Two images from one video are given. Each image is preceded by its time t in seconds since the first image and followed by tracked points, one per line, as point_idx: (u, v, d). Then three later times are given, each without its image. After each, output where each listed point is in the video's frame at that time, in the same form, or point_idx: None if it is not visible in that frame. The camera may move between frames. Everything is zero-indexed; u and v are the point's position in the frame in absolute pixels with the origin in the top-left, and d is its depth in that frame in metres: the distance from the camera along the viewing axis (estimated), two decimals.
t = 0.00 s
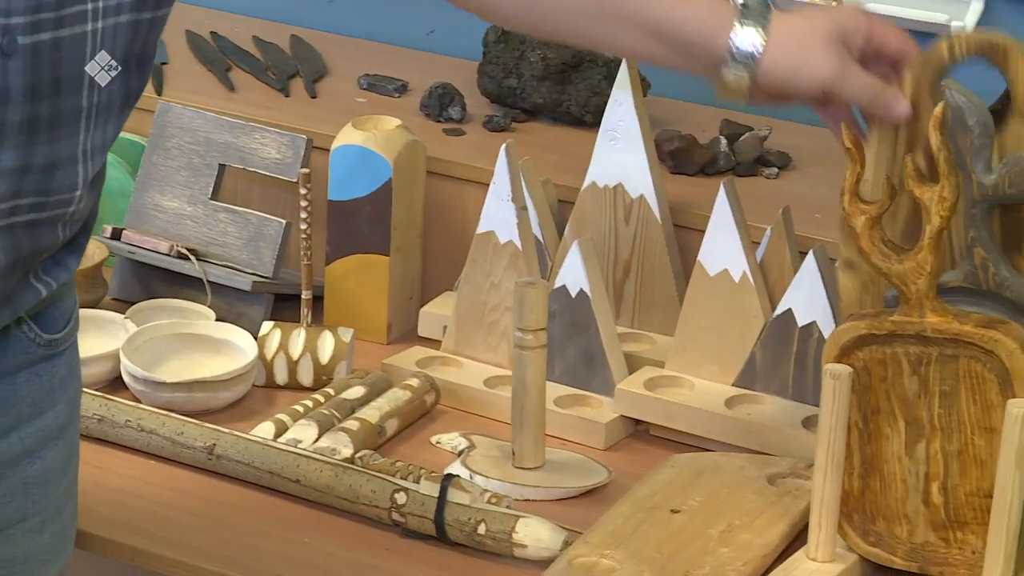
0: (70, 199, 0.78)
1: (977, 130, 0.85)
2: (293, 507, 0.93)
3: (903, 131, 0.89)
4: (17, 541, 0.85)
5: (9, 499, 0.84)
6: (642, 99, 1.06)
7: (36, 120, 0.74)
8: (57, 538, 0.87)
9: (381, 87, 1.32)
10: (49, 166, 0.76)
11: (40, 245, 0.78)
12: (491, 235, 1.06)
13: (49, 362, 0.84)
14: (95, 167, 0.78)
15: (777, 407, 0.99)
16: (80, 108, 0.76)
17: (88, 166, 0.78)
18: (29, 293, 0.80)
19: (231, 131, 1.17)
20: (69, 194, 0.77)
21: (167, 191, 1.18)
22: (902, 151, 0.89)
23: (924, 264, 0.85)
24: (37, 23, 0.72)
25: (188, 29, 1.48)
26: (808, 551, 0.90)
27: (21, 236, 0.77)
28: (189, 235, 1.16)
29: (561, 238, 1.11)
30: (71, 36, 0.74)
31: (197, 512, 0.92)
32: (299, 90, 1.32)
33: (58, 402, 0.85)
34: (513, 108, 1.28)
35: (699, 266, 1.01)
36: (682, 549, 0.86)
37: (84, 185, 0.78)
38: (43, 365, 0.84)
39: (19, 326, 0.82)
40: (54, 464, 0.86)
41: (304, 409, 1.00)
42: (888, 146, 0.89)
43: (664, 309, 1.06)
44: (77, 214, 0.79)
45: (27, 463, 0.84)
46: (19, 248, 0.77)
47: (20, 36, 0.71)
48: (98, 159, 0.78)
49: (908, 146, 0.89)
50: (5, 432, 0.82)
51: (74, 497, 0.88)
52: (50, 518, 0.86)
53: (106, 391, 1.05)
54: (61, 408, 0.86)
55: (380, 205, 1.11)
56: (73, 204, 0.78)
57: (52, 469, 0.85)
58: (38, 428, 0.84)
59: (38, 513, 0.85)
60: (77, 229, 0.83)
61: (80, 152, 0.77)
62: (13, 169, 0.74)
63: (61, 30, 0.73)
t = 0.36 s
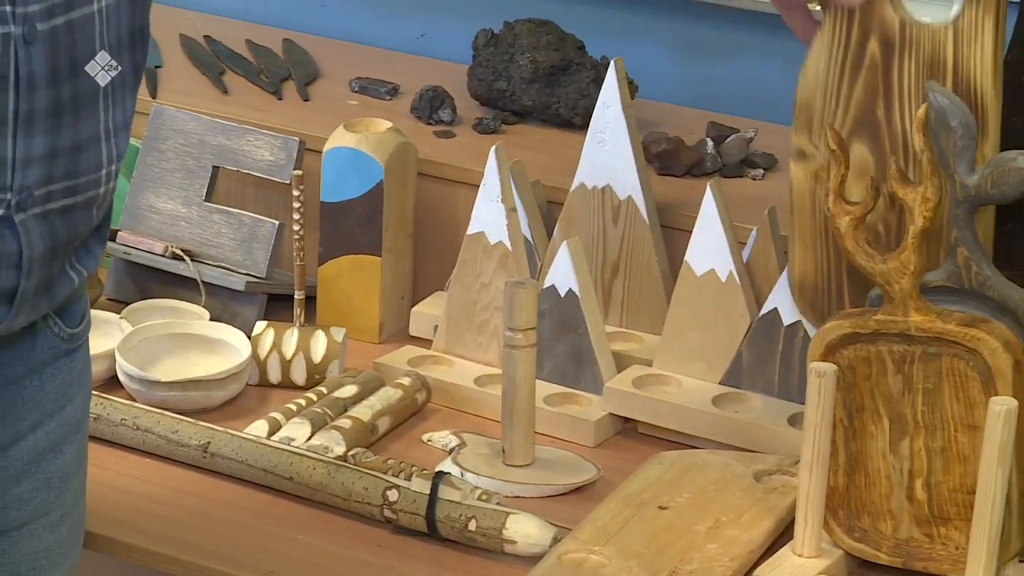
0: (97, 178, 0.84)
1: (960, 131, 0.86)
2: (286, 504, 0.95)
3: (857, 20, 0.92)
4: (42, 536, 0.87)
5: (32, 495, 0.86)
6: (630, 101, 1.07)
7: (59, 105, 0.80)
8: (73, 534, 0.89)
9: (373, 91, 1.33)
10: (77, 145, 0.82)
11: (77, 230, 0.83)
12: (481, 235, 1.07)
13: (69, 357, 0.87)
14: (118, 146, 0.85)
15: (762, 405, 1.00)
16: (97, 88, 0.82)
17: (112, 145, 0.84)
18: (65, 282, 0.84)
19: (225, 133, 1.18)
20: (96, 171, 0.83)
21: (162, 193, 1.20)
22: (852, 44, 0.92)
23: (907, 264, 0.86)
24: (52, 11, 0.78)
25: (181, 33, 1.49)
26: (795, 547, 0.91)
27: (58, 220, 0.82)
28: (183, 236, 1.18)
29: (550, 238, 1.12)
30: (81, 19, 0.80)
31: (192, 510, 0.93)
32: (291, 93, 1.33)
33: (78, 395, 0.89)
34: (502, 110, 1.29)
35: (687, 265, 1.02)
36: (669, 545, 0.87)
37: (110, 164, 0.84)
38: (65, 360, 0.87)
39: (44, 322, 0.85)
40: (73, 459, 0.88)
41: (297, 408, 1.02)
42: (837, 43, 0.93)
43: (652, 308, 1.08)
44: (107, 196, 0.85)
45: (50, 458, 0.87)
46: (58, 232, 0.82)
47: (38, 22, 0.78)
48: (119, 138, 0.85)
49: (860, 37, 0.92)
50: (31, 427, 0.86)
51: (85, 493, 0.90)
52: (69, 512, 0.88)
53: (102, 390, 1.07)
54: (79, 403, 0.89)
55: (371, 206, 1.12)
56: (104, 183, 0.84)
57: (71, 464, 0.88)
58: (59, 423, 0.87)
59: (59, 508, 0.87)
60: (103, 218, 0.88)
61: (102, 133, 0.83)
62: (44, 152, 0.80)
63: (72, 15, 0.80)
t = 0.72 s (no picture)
0: (71, 203, 0.76)
1: (945, 134, 0.87)
2: (283, 501, 0.96)
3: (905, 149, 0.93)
4: (25, 545, 0.84)
5: (15, 506, 0.82)
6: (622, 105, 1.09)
7: (38, 125, 0.73)
8: (66, 543, 0.87)
9: (369, 95, 1.35)
10: (51, 170, 0.74)
11: (42, 249, 0.76)
12: (475, 238, 1.09)
13: (56, 370, 0.82)
14: (98, 173, 0.77)
15: (752, 404, 1.02)
16: (79, 113, 0.75)
17: (90, 173, 0.76)
18: (36, 297, 0.78)
19: (223, 137, 1.20)
20: (70, 197, 0.76)
21: (161, 196, 1.21)
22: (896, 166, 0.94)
23: (894, 265, 0.88)
24: (38, 30, 0.71)
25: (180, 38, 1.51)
26: (784, 543, 0.93)
27: (17, 246, 0.74)
28: (182, 238, 1.19)
29: (543, 240, 1.14)
30: (70, 44, 0.73)
31: (191, 507, 0.95)
32: (289, 97, 1.35)
33: (65, 407, 0.84)
34: (496, 114, 1.31)
35: (677, 266, 1.04)
36: (660, 541, 0.89)
37: (87, 192, 0.77)
38: (52, 373, 0.82)
39: (27, 332, 0.80)
40: (60, 471, 0.84)
41: (295, 406, 1.03)
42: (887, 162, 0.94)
43: (643, 309, 1.09)
44: (80, 219, 0.78)
45: (34, 470, 0.82)
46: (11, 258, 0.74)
47: (21, 40, 0.70)
48: (99, 165, 0.77)
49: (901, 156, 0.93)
50: (11, 439, 0.80)
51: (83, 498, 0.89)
52: (59, 522, 0.85)
53: (102, 390, 1.08)
54: (69, 415, 0.84)
55: (367, 209, 1.14)
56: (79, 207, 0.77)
57: (58, 475, 0.84)
58: (44, 436, 0.82)
59: (47, 518, 0.84)
60: (84, 236, 0.82)
61: (79, 158, 0.75)
62: (14, 172, 0.72)
63: (61, 37, 0.72)
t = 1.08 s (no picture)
0: (57, 217, 0.77)
1: (930, 137, 0.90)
2: (280, 498, 0.98)
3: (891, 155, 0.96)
4: (12, 545, 0.83)
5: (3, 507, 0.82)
6: (612, 109, 1.10)
7: (24, 141, 0.73)
8: (56, 545, 0.87)
9: (363, 99, 1.37)
10: (38, 184, 0.75)
11: (27, 261, 0.77)
12: (468, 240, 1.11)
13: (43, 373, 0.83)
14: (86, 190, 0.78)
15: (740, 402, 1.03)
16: (69, 131, 0.75)
17: (79, 189, 0.77)
18: (19, 304, 0.79)
19: (220, 141, 1.21)
20: (57, 212, 0.76)
21: (160, 199, 1.23)
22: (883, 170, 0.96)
23: (879, 266, 0.90)
24: (31, 48, 0.71)
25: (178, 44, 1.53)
26: (772, 539, 0.95)
27: None
28: (180, 240, 1.21)
29: (535, 242, 1.16)
30: (62, 63, 0.73)
31: (190, 504, 0.96)
32: (285, 102, 1.36)
33: (54, 410, 0.84)
34: (489, 119, 1.32)
35: (667, 268, 1.06)
36: (650, 538, 0.90)
37: (74, 207, 0.77)
38: (39, 376, 0.83)
39: (13, 335, 0.80)
40: (49, 471, 0.84)
41: (291, 406, 1.05)
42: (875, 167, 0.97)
43: (634, 309, 1.11)
44: (66, 233, 0.79)
45: (21, 470, 0.83)
46: None
47: (12, 57, 0.71)
48: (89, 182, 0.78)
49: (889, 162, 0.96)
50: None
51: (75, 497, 0.88)
52: (47, 524, 0.85)
53: (102, 389, 1.10)
54: (58, 417, 0.85)
55: (362, 212, 1.16)
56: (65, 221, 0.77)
57: (46, 476, 0.84)
58: (32, 436, 0.83)
59: (35, 518, 0.84)
60: (72, 245, 0.83)
61: (68, 174, 0.76)
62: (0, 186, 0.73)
63: (54, 56, 0.73)
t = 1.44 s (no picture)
0: (35, 215, 0.75)
1: (918, 139, 0.91)
2: (278, 496, 0.99)
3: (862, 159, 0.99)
4: None
5: None
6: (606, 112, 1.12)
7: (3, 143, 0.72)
8: (23, 547, 0.83)
9: (360, 103, 1.38)
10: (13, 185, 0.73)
11: (3, 261, 0.75)
12: (463, 240, 1.12)
13: (19, 372, 0.79)
14: (63, 188, 0.76)
15: (732, 401, 1.05)
16: (49, 133, 0.74)
17: (56, 188, 0.75)
18: None
19: (219, 144, 1.23)
20: (33, 211, 0.75)
21: (160, 201, 1.25)
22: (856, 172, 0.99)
23: (868, 266, 0.91)
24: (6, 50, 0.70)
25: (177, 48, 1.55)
26: (763, 535, 0.96)
27: None
28: (180, 241, 1.23)
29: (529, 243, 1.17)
30: (43, 64, 0.72)
31: (190, 502, 0.98)
32: (283, 105, 1.38)
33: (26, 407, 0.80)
34: (484, 122, 1.34)
35: (659, 269, 1.07)
36: (643, 534, 0.92)
37: (51, 206, 0.76)
38: (13, 375, 0.78)
39: None
40: (23, 469, 0.81)
41: (289, 405, 1.06)
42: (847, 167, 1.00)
43: (627, 310, 1.13)
44: (43, 232, 0.77)
45: None
46: None
47: None
48: (65, 181, 0.76)
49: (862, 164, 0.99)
50: None
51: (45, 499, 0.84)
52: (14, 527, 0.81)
53: (103, 389, 1.11)
54: (34, 415, 0.81)
55: (358, 213, 1.17)
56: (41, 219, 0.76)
57: (21, 474, 0.81)
58: (8, 435, 0.79)
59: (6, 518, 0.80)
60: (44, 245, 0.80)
61: (46, 173, 0.74)
62: None
63: (34, 57, 0.71)
